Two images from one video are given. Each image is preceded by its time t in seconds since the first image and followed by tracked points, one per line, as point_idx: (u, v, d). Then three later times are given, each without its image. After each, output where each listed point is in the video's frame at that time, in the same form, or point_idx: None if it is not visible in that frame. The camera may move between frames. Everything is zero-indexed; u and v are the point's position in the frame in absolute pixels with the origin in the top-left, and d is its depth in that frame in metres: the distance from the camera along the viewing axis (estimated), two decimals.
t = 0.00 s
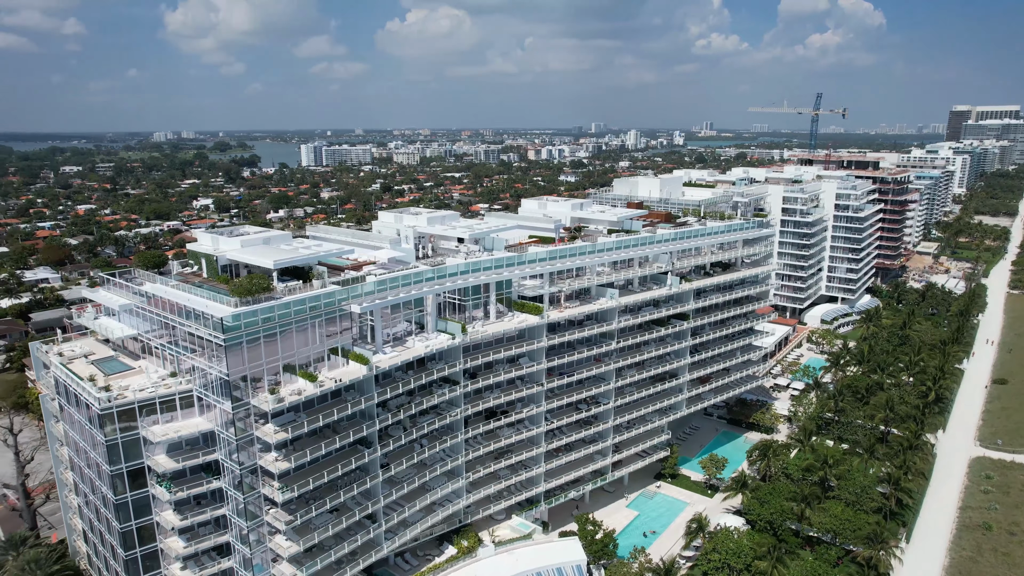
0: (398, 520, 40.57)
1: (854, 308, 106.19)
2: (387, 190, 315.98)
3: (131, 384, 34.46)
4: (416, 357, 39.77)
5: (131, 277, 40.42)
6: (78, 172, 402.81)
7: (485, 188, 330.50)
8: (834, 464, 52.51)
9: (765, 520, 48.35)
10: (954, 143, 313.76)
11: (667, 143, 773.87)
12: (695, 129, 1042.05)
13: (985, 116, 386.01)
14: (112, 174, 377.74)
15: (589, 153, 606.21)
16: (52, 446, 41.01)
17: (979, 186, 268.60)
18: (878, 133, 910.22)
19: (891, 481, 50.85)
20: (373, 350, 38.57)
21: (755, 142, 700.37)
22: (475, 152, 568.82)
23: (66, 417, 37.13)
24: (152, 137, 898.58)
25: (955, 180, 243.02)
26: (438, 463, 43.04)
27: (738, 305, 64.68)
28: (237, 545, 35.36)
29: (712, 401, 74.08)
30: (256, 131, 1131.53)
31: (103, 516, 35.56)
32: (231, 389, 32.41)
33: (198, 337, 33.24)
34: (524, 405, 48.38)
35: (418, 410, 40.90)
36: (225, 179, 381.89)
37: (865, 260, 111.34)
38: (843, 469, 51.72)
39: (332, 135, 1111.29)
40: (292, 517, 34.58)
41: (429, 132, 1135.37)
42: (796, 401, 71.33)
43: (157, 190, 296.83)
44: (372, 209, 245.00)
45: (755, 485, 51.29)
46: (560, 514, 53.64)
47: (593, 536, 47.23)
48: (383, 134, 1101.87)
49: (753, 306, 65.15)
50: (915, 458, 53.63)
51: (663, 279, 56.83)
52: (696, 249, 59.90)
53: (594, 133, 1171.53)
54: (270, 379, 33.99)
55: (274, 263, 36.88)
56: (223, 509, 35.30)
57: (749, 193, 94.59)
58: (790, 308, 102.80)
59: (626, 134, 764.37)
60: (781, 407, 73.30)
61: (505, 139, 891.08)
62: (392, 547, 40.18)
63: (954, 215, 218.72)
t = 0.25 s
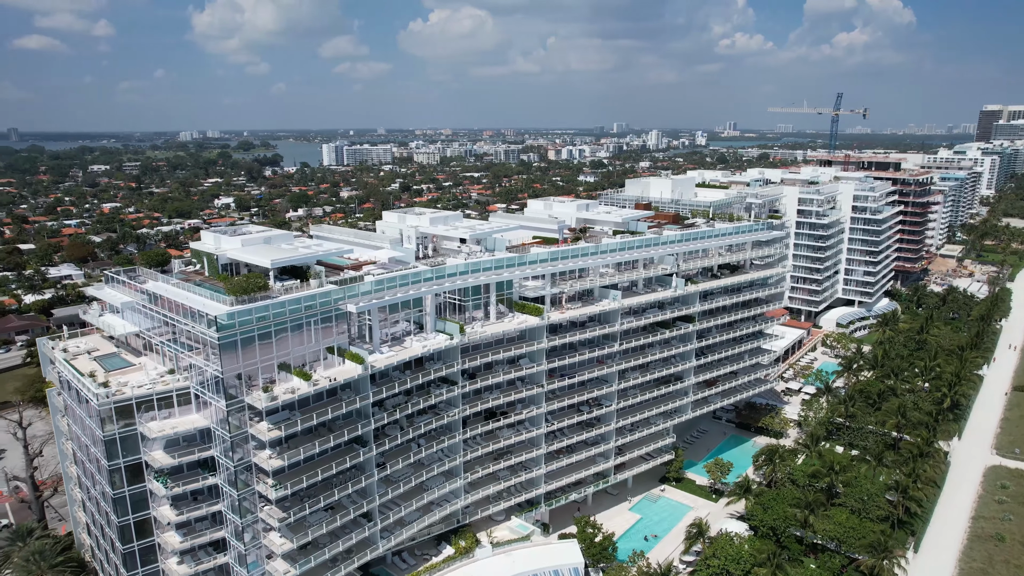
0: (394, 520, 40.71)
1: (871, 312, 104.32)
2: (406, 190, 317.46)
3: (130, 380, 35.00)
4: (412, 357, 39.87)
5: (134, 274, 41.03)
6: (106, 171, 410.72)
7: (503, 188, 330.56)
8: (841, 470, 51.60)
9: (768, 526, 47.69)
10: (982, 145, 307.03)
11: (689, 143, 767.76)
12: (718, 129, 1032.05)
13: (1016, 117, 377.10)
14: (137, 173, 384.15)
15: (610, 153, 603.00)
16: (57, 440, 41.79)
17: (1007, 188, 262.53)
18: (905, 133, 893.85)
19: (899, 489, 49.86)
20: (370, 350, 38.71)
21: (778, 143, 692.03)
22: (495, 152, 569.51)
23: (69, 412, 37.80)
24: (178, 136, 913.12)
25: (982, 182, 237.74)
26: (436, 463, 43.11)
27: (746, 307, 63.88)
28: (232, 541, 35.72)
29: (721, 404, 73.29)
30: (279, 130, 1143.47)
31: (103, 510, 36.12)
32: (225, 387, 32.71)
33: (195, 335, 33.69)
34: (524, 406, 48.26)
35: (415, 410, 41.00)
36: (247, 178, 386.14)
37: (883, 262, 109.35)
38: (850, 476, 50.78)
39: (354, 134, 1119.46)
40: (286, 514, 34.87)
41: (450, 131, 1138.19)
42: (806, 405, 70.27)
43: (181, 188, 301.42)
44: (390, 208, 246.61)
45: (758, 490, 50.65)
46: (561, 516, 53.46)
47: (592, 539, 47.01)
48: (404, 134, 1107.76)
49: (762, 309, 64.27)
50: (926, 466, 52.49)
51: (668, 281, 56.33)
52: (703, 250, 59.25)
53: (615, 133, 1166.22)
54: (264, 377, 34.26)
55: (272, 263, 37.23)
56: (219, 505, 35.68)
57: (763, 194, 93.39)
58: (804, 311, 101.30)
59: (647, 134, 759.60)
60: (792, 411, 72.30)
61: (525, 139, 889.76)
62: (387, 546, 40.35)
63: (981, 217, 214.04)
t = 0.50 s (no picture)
0: (388, 519, 40.82)
1: (887, 316, 102.58)
2: (422, 190, 318.61)
3: (128, 377, 35.54)
4: (407, 357, 39.95)
5: (136, 273, 41.61)
6: (130, 170, 417.69)
7: (520, 188, 330.38)
8: (845, 476, 50.78)
9: (768, 532, 47.14)
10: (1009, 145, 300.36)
11: (709, 143, 761.19)
12: (739, 129, 1022.15)
13: None
14: (159, 172, 389.89)
15: (628, 153, 599.83)
16: (60, 435, 42.47)
17: None
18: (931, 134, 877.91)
19: (904, 496, 48.96)
20: (365, 349, 38.85)
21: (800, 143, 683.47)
22: (512, 151, 569.44)
23: (70, 407, 38.40)
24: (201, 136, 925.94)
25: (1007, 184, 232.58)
26: (432, 462, 43.16)
27: (752, 310, 63.13)
28: (226, 537, 36.05)
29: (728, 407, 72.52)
30: (300, 130, 1154.52)
31: (101, 504, 36.61)
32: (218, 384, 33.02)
33: (190, 333, 34.09)
34: (523, 407, 48.16)
35: (410, 410, 41.10)
36: (266, 177, 389.89)
37: (900, 265, 107.47)
38: (854, 483, 49.97)
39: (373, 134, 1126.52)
40: (278, 511, 35.14)
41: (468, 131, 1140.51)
42: (814, 409, 69.26)
43: (201, 187, 305.21)
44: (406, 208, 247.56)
45: (760, 495, 50.03)
46: (561, 518, 53.26)
47: (589, 541, 46.78)
48: (424, 133, 1112.34)
49: (769, 312, 63.48)
50: (933, 473, 51.47)
51: (671, 283, 55.88)
52: (708, 252, 58.66)
53: (634, 133, 1160.15)
54: (257, 375, 34.53)
55: (267, 262, 37.65)
56: (213, 501, 36.02)
57: (775, 195, 92.23)
58: (817, 314, 99.85)
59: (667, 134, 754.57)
60: (800, 415, 71.32)
61: (544, 139, 888.56)
62: (381, 545, 40.47)
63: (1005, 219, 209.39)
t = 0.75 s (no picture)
0: (382, 517, 40.99)
1: (901, 319, 100.89)
2: (438, 189, 319.46)
3: (124, 374, 36.08)
4: (402, 357, 40.08)
5: (137, 271, 42.23)
6: (152, 169, 423.62)
7: (538, 188, 328.66)
8: (849, 482, 50.04)
9: (768, 537, 46.64)
10: None
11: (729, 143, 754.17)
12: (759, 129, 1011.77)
13: None
14: (179, 171, 395.22)
15: (646, 153, 596.38)
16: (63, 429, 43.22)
17: None
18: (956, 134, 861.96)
19: (908, 503, 48.11)
20: (359, 348, 39.03)
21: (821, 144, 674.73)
22: (530, 151, 568.99)
23: (70, 402, 39.08)
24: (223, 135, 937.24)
25: None
26: (427, 462, 43.25)
27: (758, 312, 62.44)
28: (219, 533, 36.46)
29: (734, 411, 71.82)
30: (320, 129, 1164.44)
31: (98, 498, 37.23)
32: (210, 382, 33.37)
33: (184, 331, 34.50)
34: (520, 407, 48.09)
35: (404, 409, 41.22)
36: (284, 176, 393.32)
37: (915, 268, 105.63)
38: (857, 489, 49.22)
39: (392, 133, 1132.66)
40: (270, 509, 35.43)
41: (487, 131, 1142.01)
42: (821, 414, 68.32)
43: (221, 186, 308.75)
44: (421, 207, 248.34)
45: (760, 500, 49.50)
46: (560, 519, 53.12)
47: (585, 543, 46.58)
48: (442, 133, 1114.84)
49: (774, 314, 62.72)
50: (939, 480, 50.51)
51: (673, 284, 55.43)
52: (711, 253, 58.10)
53: (654, 132, 1152.54)
54: (249, 373, 34.83)
55: (262, 262, 37.91)
56: (207, 498, 36.45)
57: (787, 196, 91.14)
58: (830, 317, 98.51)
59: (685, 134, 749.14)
60: (807, 419, 70.42)
61: (562, 139, 886.69)
62: (374, 544, 40.64)
63: None
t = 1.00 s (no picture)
0: (376, 516, 41.17)
1: (916, 323, 99.18)
2: (454, 189, 320.02)
3: (121, 371, 36.56)
4: (396, 356, 40.22)
5: (138, 269, 42.81)
6: (173, 167, 429.58)
7: (553, 188, 327.99)
8: (851, 488, 49.25)
9: (767, 542, 46.15)
10: None
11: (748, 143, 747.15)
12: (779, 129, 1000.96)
13: None
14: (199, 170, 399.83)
15: (664, 153, 592.73)
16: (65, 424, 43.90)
17: None
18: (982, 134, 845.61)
19: (912, 510, 47.25)
20: (353, 348, 39.22)
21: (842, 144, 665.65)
22: (547, 151, 568.18)
23: (70, 398, 39.68)
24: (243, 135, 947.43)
25: None
26: (422, 462, 43.35)
27: (762, 315, 61.73)
28: (213, 529, 36.85)
29: (740, 414, 71.08)
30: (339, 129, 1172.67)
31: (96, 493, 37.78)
32: (202, 380, 33.71)
33: (178, 329, 34.91)
34: (518, 408, 48.01)
35: (399, 409, 41.35)
36: (302, 176, 396.39)
37: (931, 270, 103.74)
38: (859, 495, 48.43)
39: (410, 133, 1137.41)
40: (262, 505, 35.74)
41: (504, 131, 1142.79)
42: (828, 418, 67.36)
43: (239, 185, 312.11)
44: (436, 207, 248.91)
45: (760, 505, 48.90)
46: (558, 521, 52.95)
47: (581, 545, 46.38)
48: (460, 133, 1117.14)
49: (779, 317, 61.97)
50: (945, 487, 49.52)
51: (675, 286, 54.97)
52: (715, 255, 57.56)
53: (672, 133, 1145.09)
54: (242, 371, 35.15)
55: (257, 261, 38.24)
56: (201, 494, 36.86)
57: (798, 197, 90.03)
58: (842, 320, 97.13)
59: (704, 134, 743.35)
60: (814, 424, 69.47)
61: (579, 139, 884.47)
62: (368, 542, 40.83)
63: None
